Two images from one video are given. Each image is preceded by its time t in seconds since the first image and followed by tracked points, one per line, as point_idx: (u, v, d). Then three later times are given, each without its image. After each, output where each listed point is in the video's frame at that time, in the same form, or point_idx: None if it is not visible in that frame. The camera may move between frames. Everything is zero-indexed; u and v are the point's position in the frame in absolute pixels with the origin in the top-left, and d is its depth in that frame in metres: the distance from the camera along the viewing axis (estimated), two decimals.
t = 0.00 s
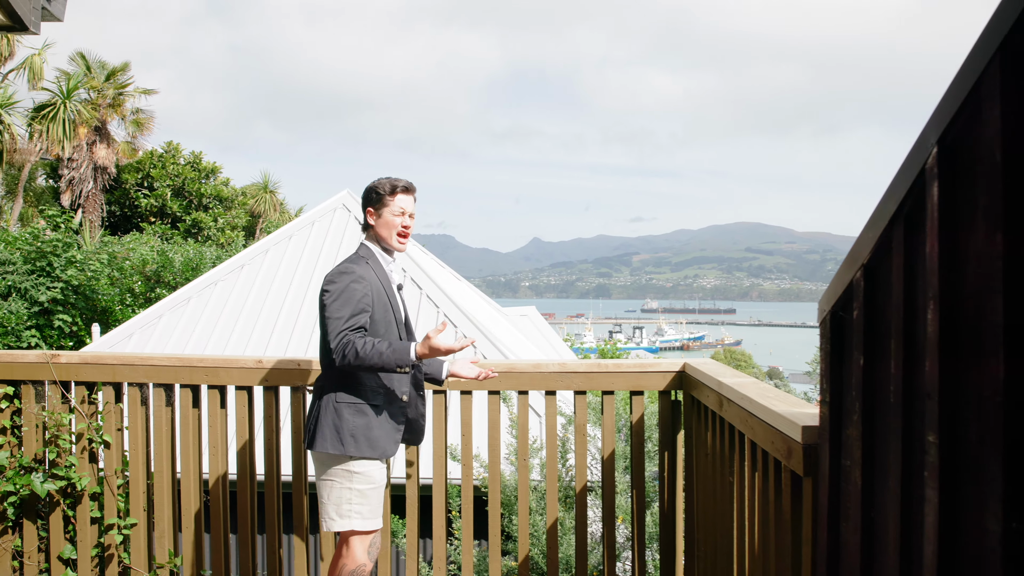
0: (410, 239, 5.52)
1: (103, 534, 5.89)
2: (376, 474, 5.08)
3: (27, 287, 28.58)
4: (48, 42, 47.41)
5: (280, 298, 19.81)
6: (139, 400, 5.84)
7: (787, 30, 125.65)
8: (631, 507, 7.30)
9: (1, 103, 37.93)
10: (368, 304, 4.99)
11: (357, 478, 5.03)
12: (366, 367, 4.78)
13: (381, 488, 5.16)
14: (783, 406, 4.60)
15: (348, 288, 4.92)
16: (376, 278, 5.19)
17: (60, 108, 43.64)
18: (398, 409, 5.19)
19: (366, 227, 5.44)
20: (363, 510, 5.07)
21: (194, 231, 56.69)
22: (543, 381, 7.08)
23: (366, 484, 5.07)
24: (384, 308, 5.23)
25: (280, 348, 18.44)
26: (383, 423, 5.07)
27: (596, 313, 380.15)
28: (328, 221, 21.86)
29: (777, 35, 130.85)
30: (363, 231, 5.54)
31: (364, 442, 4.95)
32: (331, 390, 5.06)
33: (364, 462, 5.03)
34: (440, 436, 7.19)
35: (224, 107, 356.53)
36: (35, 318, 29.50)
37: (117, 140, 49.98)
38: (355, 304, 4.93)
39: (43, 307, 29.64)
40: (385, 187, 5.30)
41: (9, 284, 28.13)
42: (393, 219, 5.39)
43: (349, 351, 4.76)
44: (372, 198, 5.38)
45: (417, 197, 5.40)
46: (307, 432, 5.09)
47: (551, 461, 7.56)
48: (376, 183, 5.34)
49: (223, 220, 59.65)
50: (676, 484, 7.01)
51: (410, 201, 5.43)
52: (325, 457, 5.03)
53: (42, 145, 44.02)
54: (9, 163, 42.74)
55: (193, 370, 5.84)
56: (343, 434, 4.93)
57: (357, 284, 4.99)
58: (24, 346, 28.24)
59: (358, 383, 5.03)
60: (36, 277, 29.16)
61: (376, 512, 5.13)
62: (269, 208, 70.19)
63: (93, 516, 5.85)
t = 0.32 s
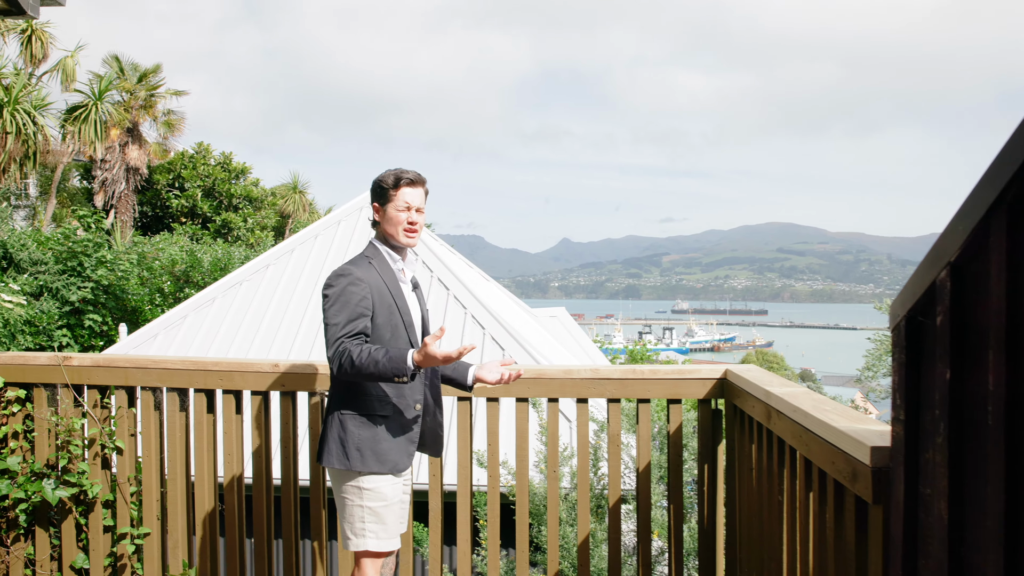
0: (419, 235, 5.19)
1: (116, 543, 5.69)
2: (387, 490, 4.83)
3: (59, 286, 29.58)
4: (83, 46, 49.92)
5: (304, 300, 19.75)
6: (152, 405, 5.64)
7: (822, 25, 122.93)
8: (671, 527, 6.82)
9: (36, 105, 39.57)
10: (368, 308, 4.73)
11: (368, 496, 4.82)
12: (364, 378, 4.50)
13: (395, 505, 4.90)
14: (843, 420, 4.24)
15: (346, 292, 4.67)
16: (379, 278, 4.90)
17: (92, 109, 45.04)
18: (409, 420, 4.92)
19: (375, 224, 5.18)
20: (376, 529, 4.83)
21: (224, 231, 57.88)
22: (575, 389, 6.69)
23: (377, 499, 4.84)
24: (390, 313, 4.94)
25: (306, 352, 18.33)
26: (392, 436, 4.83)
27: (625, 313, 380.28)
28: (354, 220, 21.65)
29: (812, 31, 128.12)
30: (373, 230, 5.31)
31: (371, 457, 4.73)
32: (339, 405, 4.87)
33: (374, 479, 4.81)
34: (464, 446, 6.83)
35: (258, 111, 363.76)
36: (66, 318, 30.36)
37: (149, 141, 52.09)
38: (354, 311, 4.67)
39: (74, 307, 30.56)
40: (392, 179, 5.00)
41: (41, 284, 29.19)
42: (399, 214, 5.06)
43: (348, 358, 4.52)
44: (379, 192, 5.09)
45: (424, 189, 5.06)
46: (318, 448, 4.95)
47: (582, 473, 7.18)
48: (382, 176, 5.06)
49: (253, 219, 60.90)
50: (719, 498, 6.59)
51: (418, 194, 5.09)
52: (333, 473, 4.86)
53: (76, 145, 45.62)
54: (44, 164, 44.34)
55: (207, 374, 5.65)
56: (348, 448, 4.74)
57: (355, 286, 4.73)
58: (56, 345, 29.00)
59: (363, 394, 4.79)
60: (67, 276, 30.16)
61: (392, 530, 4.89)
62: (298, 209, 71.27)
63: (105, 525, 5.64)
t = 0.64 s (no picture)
0: (442, 235, 4.99)
1: (137, 549, 5.63)
2: (410, 506, 4.66)
3: (91, 288, 30.26)
4: (116, 49, 51.77)
5: (331, 302, 19.79)
6: (172, 409, 5.56)
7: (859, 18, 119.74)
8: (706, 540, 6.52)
9: (70, 110, 41.36)
10: (388, 315, 4.55)
11: (389, 511, 4.65)
12: (385, 390, 4.32)
13: (418, 520, 4.74)
14: (898, 436, 3.92)
15: (364, 298, 4.49)
16: (399, 283, 4.72)
17: (124, 114, 46.97)
18: (432, 432, 4.73)
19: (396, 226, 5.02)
20: (399, 545, 4.67)
21: (255, 233, 58.62)
22: (605, 395, 6.44)
23: (400, 515, 4.68)
24: (411, 320, 4.76)
25: (330, 357, 18.28)
26: (415, 450, 4.64)
27: (655, 315, 380.09)
28: (381, 223, 21.67)
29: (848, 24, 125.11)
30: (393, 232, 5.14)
31: (393, 471, 4.56)
32: (360, 418, 4.70)
33: (396, 494, 4.64)
34: (490, 454, 6.61)
35: (289, 115, 369.97)
36: (98, 320, 30.91)
37: (181, 145, 53.52)
38: (372, 319, 4.49)
39: (106, 309, 31.04)
40: (413, 178, 4.85)
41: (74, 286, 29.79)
42: (421, 215, 4.89)
43: (365, 369, 4.34)
44: (399, 190, 4.91)
45: (447, 188, 4.90)
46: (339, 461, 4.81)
47: (613, 481, 6.92)
48: (401, 174, 4.89)
49: (283, 221, 61.76)
50: (756, 510, 6.29)
51: (440, 195, 4.91)
52: (355, 487, 4.71)
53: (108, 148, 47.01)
54: (78, 166, 46.10)
55: (228, 379, 5.56)
56: (369, 462, 4.58)
57: (374, 291, 4.54)
58: (88, 346, 29.55)
59: (385, 406, 4.61)
60: (99, 278, 30.80)
61: (415, 547, 4.71)
62: (327, 211, 72.16)
63: (127, 531, 5.59)
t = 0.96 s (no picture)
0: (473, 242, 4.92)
1: (156, 552, 5.62)
2: (431, 513, 4.58)
3: (120, 289, 30.88)
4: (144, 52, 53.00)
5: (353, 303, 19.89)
6: (190, 412, 5.54)
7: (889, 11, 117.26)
8: (733, 548, 6.30)
9: (101, 113, 42.58)
10: (412, 319, 4.42)
11: (409, 519, 4.56)
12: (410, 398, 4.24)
13: (439, 529, 4.67)
14: (937, 444, 3.68)
15: (387, 302, 4.37)
16: (422, 287, 4.63)
17: (152, 117, 48.21)
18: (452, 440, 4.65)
19: (419, 230, 4.93)
20: (420, 556, 4.59)
21: (280, 234, 59.51)
22: (626, 399, 6.26)
23: (421, 524, 4.59)
24: (433, 325, 4.69)
25: (354, 358, 18.32)
26: (435, 459, 4.56)
27: (680, 316, 380.28)
28: (403, 223, 21.77)
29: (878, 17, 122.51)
30: (414, 233, 5.04)
31: (414, 481, 4.48)
32: (378, 427, 4.62)
33: (414, 502, 4.55)
34: (510, 458, 6.49)
35: (316, 118, 374.09)
36: (127, 321, 31.55)
37: (207, 148, 54.78)
38: (397, 325, 4.36)
39: (133, 309, 31.76)
40: (446, 183, 4.74)
41: (103, 287, 30.47)
42: (457, 220, 4.80)
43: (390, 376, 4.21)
44: (431, 191, 4.79)
45: (481, 195, 4.81)
46: (355, 470, 4.74)
47: (636, 485, 6.74)
48: (431, 176, 4.78)
49: (308, 223, 62.43)
50: (786, 516, 6.03)
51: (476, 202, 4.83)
52: (372, 497, 4.61)
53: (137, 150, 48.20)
54: (107, 168, 47.51)
55: (245, 381, 5.51)
56: (388, 472, 4.49)
57: (397, 296, 4.42)
58: (117, 347, 30.04)
59: (404, 411, 4.51)
60: (127, 279, 31.51)
61: (434, 556, 4.64)
62: (352, 212, 73.09)
63: (145, 533, 5.57)
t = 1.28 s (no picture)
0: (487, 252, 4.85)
1: (164, 556, 5.62)
2: (440, 526, 4.52)
3: (140, 290, 31.71)
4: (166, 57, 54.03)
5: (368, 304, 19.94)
6: (196, 416, 5.55)
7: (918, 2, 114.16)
8: (747, 555, 6.14)
9: (122, 117, 43.54)
10: (426, 331, 4.35)
11: (418, 530, 4.49)
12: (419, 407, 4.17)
13: (445, 542, 4.59)
14: (958, 457, 3.49)
15: (401, 314, 4.29)
16: (432, 296, 4.56)
17: (173, 119, 49.33)
18: (458, 453, 4.58)
19: (428, 235, 4.84)
20: (427, 568, 4.53)
21: (300, 236, 60.26)
22: (638, 405, 6.13)
23: (429, 537, 4.52)
24: (444, 335, 4.63)
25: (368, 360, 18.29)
26: (444, 471, 4.48)
27: (703, 317, 380.30)
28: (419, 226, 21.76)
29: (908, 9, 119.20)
30: (423, 236, 4.96)
31: (422, 494, 4.41)
32: (384, 435, 4.57)
33: (422, 517, 4.47)
34: (519, 462, 6.38)
35: (338, 120, 377.02)
36: (148, 321, 32.47)
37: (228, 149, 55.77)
38: (408, 337, 4.28)
39: (154, 311, 32.70)
40: (466, 187, 4.64)
41: (125, 289, 31.33)
42: (472, 230, 4.72)
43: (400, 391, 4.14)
44: (446, 196, 4.69)
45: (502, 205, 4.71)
46: (361, 483, 4.70)
47: (649, 493, 6.60)
48: (440, 177, 4.70)
49: (328, 224, 63.18)
50: (800, 525, 5.88)
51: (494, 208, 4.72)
52: (377, 510, 4.55)
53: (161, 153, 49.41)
54: (131, 170, 48.66)
55: (252, 386, 5.49)
56: (394, 486, 4.43)
57: (412, 307, 4.35)
58: (138, 348, 30.95)
59: (412, 422, 4.44)
60: (148, 281, 32.36)
61: (442, 565, 4.61)
62: (372, 212, 73.72)
63: (154, 536, 5.60)
